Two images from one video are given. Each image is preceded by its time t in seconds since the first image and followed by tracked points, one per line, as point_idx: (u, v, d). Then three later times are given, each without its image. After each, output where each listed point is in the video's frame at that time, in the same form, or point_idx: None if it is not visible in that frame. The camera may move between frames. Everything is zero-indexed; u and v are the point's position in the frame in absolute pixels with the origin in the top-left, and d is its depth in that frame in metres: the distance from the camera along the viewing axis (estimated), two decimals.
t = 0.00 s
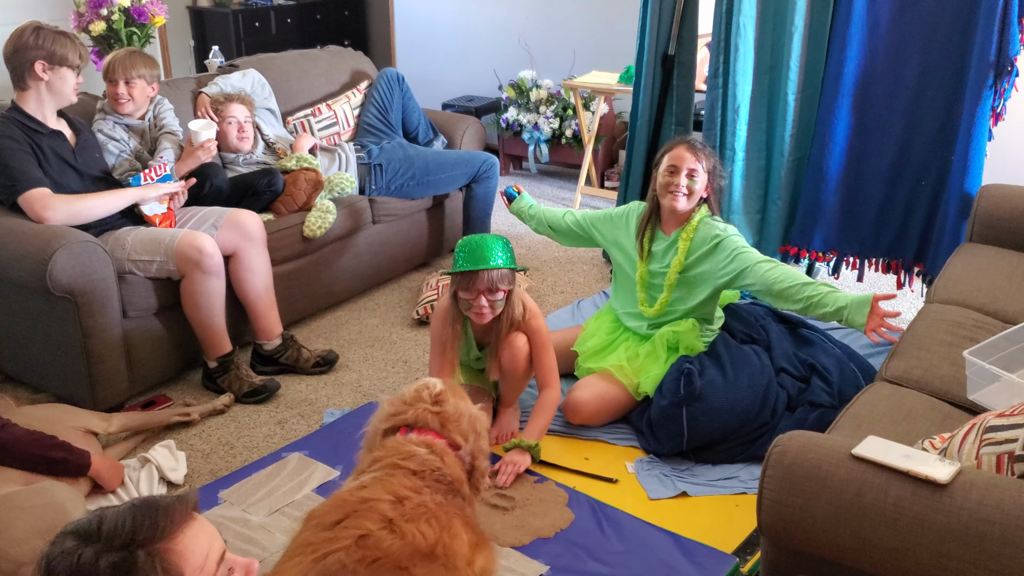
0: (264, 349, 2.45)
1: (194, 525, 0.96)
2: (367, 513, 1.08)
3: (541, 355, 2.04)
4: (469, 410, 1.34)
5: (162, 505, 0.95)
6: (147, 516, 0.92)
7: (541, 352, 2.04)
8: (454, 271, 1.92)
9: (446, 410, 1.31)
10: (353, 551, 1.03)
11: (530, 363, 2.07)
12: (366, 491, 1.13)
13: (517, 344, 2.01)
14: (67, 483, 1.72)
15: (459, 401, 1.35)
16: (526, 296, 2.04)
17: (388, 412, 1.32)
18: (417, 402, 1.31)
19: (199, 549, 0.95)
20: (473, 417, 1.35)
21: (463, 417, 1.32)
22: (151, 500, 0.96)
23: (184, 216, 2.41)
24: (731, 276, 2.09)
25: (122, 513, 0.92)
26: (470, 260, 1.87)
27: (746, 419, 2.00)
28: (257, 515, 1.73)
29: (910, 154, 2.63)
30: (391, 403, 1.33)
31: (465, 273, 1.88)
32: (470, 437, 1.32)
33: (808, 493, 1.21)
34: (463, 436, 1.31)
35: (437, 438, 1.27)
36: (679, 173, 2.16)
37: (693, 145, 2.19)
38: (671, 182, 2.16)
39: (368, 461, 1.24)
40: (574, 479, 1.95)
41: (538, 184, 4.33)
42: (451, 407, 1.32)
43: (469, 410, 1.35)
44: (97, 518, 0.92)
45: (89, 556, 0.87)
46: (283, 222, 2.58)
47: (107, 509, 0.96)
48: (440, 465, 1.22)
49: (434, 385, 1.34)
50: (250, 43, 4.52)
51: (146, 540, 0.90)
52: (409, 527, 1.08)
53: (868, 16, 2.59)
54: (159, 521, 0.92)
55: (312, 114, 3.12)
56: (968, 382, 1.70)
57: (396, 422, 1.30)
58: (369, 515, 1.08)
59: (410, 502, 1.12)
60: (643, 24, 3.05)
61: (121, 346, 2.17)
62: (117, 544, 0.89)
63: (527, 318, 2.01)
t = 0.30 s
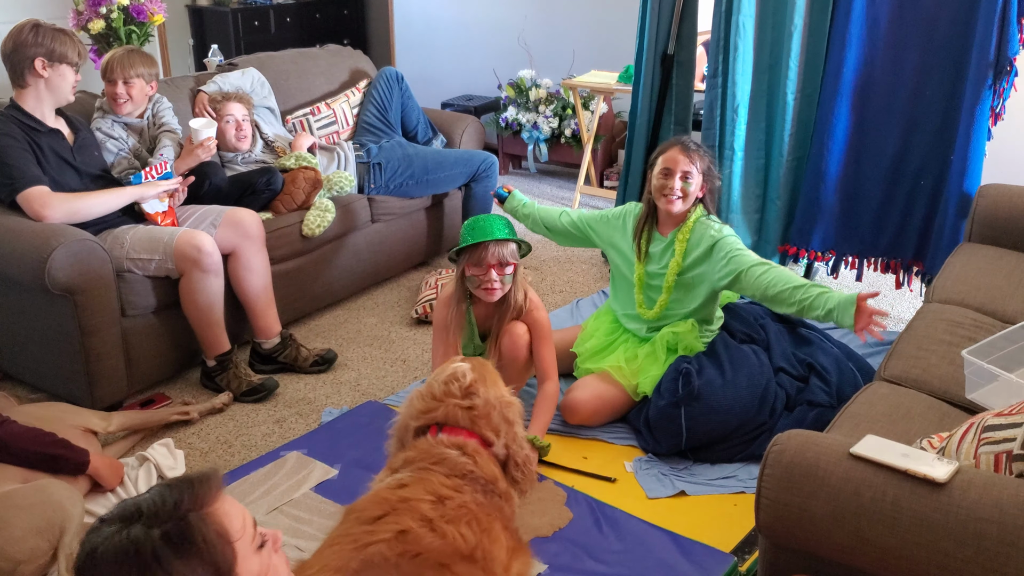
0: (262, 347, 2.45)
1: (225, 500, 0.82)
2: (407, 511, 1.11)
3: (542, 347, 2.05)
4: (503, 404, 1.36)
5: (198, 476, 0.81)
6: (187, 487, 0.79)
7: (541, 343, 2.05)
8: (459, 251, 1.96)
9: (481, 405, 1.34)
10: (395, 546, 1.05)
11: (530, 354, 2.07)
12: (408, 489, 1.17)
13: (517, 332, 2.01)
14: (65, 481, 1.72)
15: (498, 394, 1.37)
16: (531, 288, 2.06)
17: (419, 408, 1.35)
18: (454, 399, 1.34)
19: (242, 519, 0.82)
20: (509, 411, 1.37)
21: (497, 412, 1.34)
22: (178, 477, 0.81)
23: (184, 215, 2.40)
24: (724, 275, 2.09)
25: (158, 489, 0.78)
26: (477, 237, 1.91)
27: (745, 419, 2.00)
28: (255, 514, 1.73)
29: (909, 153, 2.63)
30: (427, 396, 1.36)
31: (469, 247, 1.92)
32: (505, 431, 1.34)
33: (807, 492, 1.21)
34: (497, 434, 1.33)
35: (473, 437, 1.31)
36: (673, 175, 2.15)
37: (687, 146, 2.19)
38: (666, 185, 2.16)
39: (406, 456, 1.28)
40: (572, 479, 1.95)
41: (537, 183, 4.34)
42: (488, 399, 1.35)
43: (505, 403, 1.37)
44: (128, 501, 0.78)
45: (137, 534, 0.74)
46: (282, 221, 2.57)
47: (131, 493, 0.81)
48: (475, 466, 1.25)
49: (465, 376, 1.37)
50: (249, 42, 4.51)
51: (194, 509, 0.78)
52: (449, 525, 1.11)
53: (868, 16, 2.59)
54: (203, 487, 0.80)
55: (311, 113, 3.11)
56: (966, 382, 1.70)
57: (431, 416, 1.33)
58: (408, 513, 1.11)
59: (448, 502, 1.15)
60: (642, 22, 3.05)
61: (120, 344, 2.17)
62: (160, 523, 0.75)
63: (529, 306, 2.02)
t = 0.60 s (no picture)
0: (260, 346, 2.45)
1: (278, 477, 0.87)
2: (460, 498, 1.09)
3: (548, 344, 2.07)
4: (559, 414, 1.33)
5: (248, 461, 0.86)
6: (245, 468, 0.84)
7: (547, 340, 2.06)
8: (468, 246, 1.96)
9: (537, 412, 1.30)
10: (450, 532, 1.03)
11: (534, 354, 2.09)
12: (462, 479, 1.15)
13: (520, 333, 2.02)
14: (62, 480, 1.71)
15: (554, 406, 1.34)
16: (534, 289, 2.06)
17: (479, 411, 1.33)
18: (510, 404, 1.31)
19: (299, 498, 0.88)
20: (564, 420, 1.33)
21: (553, 418, 1.31)
22: (229, 463, 0.86)
23: (183, 212, 2.40)
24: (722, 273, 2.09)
25: (217, 473, 0.83)
26: (485, 231, 1.90)
27: (742, 417, 2.00)
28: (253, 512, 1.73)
29: (907, 153, 2.64)
30: (487, 402, 1.33)
31: (478, 240, 1.92)
32: (560, 439, 1.30)
33: (803, 490, 1.21)
34: (552, 441, 1.28)
35: (528, 441, 1.26)
36: (675, 170, 2.16)
37: (688, 142, 2.20)
38: (666, 179, 2.17)
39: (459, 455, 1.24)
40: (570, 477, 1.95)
41: (536, 182, 4.34)
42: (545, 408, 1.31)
43: (561, 418, 1.34)
44: (185, 488, 0.82)
45: (214, 507, 0.78)
46: (280, 220, 2.58)
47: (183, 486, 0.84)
48: (529, 465, 1.21)
49: (524, 385, 1.34)
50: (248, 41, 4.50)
51: (259, 484, 0.83)
52: (501, 514, 1.09)
53: (866, 14, 2.59)
54: (259, 468, 0.85)
55: (309, 111, 3.11)
56: (963, 380, 1.70)
57: (489, 421, 1.30)
58: (461, 500, 1.09)
59: (500, 493, 1.13)
60: (640, 21, 3.05)
61: (117, 342, 2.17)
62: (232, 497, 0.79)
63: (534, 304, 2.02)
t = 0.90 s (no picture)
0: (258, 345, 2.45)
1: (314, 474, 0.92)
2: (479, 490, 1.10)
3: (535, 345, 2.07)
4: (607, 419, 1.25)
5: (285, 458, 0.92)
6: (284, 465, 0.89)
7: (534, 341, 2.07)
8: (463, 245, 1.94)
9: (577, 412, 1.24)
10: (470, 526, 1.04)
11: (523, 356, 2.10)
12: (487, 469, 1.14)
13: (507, 333, 2.03)
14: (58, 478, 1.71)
15: (608, 413, 1.27)
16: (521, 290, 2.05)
17: (526, 408, 1.31)
18: (552, 405, 1.27)
19: (334, 493, 0.93)
20: (613, 421, 1.26)
21: (597, 419, 1.24)
22: (269, 460, 0.91)
23: (180, 212, 2.41)
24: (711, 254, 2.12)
25: (258, 468, 0.88)
26: (479, 228, 1.90)
27: (739, 415, 2.00)
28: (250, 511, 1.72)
29: (905, 151, 2.64)
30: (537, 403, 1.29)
31: (473, 239, 1.91)
32: (602, 443, 1.21)
33: (799, 487, 1.21)
34: (591, 444, 1.21)
35: (564, 440, 1.22)
36: (659, 161, 2.22)
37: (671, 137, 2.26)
38: (652, 171, 2.22)
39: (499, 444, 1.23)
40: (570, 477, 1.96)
41: (534, 181, 4.34)
42: (590, 411, 1.24)
43: (609, 426, 1.24)
44: (228, 482, 0.87)
45: (257, 501, 0.83)
46: (277, 218, 2.58)
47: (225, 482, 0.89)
48: (555, 459, 1.17)
49: (575, 389, 1.29)
50: (246, 40, 4.50)
51: (298, 479, 0.88)
52: (523, 508, 1.08)
53: (864, 13, 2.58)
54: (297, 464, 0.90)
55: (307, 110, 3.12)
56: (960, 378, 1.70)
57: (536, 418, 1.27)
58: (483, 492, 1.09)
59: (523, 486, 1.11)
60: (637, 20, 3.05)
61: (115, 340, 2.17)
62: (274, 491, 0.85)
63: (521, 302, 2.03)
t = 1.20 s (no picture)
0: (256, 343, 2.45)
1: (326, 486, 0.86)
2: (498, 505, 1.08)
3: (537, 343, 2.07)
4: (616, 416, 1.23)
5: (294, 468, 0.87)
6: (291, 475, 0.84)
7: (536, 339, 2.07)
8: (463, 247, 1.93)
9: (582, 410, 1.24)
10: (501, 547, 1.03)
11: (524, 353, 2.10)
12: (502, 479, 1.13)
13: (511, 332, 2.03)
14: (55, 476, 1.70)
15: (620, 412, 1.24)
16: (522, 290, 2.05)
17: (536, 401, 1.31)
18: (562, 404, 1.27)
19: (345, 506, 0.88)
20: (623, 419, 1.24)
21: (604, 417, 1.22)
22: (278, 470, 0.86)
23: (177, 210, 2.41)
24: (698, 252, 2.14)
25: (265, 477, 0.84)
26: (478, 229, 1.89)
27: (736, 414, 2.01)
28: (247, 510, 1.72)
29: (902, 151, 2.64)
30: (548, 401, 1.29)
31: (472, 241, 1.90)
32: (605, 442, 1.20)
33: (795, 485, 1.21)
34: (593, 443, 1.21)
35: (565, 438, 1.22)
36: (647, 160, 2.21)
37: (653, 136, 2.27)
38: (640, 171, 2.23)
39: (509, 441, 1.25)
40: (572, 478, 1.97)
41: (532, 180, 4.34)
42: (594, 410, 1.23)
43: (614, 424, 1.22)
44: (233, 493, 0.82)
45: (261, 511, 0.78)
46: (275, 216, 2.58)
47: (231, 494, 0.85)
48: (559, 462, 1.18)
49: (587, 384, 1.29)
50: (244, 38, 4.49)
51: (306, 488, 0.83)
52: (544, 522, 1.08)
53: (861, 12, 2.58)
54: (306, 475, 0.85)
55: (305, 109, 3.12)
56: (957, 377, 1.70)
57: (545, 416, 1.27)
58: (503, 507, 1.08)
59: (538, 495, 1.11)
60: (636, 20, 3.06)
61: (112, 339, 2.17)
62: (279, 501, 0.80)
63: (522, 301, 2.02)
